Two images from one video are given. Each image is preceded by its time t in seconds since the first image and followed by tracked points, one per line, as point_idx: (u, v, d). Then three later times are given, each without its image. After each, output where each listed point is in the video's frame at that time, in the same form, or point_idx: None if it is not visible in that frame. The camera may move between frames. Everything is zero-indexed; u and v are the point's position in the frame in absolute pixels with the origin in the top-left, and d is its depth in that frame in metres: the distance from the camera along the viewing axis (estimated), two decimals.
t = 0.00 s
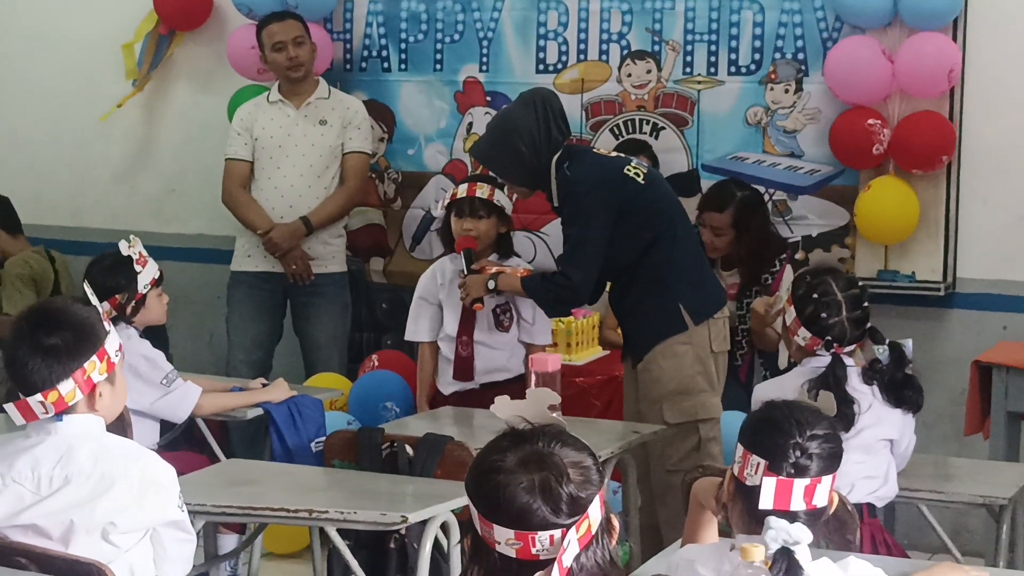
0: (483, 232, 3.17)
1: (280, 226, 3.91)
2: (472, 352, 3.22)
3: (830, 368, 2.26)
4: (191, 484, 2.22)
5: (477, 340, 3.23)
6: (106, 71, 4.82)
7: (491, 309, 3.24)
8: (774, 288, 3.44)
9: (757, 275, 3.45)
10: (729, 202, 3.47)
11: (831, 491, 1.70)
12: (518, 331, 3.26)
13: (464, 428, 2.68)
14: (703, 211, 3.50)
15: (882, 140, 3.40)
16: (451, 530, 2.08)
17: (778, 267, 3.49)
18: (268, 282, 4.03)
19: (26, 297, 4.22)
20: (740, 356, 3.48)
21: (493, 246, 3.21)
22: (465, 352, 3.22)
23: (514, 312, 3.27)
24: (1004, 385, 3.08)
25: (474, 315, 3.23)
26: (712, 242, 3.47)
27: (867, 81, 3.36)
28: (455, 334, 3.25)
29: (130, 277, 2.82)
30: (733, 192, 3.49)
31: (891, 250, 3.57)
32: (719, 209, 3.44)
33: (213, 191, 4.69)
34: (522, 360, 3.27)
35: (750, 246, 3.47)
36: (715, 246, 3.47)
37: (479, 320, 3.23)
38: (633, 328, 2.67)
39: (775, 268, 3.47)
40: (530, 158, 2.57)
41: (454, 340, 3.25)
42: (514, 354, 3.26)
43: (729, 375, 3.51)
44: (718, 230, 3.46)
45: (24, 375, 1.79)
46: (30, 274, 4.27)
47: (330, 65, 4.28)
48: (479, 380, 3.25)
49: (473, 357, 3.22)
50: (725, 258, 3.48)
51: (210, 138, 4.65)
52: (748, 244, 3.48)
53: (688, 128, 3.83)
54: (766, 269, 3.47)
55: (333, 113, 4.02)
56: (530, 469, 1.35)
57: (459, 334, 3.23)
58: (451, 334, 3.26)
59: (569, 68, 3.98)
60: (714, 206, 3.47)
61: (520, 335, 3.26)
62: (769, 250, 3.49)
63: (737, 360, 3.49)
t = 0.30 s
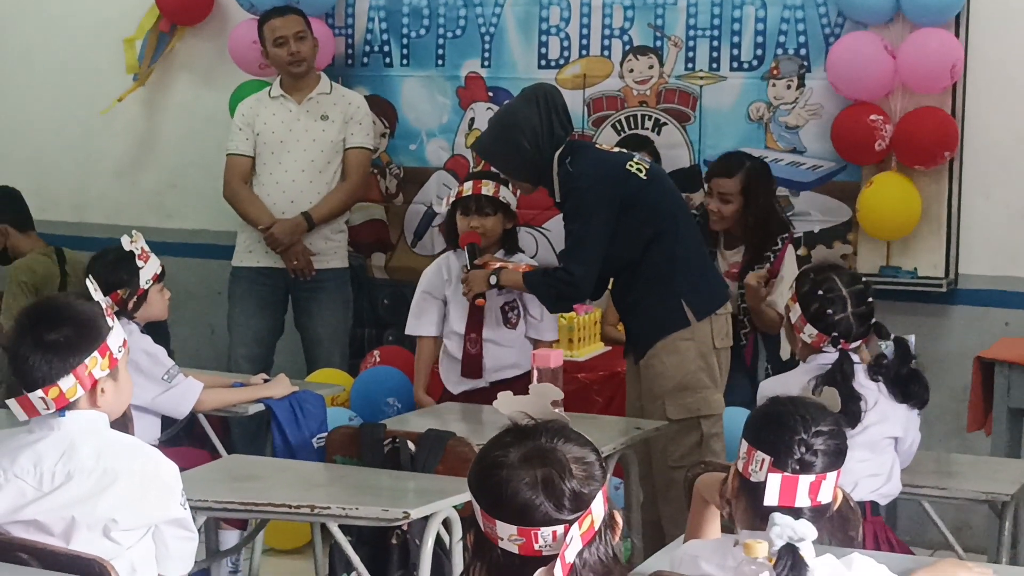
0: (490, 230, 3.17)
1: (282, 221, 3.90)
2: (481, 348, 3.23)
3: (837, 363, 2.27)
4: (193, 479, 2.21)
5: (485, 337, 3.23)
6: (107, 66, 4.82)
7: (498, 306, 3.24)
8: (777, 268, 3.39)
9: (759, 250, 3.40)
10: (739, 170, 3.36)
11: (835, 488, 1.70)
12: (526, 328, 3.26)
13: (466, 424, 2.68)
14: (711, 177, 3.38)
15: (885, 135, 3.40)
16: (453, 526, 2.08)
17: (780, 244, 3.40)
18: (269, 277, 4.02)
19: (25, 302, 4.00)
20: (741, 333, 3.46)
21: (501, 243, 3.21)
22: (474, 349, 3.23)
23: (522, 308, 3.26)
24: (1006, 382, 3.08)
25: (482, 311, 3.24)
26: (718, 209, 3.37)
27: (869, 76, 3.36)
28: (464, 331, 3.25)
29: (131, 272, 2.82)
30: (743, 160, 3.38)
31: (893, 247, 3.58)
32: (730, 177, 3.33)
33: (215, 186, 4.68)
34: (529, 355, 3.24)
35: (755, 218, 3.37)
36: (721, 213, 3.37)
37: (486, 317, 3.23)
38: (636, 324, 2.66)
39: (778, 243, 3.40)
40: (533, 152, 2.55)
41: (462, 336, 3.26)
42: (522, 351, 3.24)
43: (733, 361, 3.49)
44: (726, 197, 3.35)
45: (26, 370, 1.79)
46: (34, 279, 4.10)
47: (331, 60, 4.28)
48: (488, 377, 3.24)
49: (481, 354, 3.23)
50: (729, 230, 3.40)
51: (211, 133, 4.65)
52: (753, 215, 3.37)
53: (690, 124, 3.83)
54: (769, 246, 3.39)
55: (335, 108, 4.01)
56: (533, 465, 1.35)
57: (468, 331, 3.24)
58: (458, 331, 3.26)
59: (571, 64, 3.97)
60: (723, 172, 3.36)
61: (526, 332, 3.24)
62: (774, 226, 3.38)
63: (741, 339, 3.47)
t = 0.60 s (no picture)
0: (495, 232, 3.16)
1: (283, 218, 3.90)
2: (486, 346, 3.23)
3: (844, 364, 2.25)
4: (195, 476, 2.21)
5: (491, 335, 3.23)
6: (110, 63, 4.82)
7: (504, 304, 3.24)
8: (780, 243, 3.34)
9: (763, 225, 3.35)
10: (736, 143, 3.33)
11: (836, 486, 1.70)
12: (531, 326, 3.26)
13: (467, 421, 2.68)
14: (711, 155, 3.36)
15: (887, 134, 3.39)
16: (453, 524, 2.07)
17: (784, 218, 3.35)
18: (271, 275, 4.02)
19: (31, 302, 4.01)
20: (739, 309, 3.40)
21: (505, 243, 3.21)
22: (480, 347, 3.23)
23: (527, 305, 3.26)
24: (1009, 381, 3.08)
25: (488, 310, 3.24)
26: (721, 184, 3.33)
27: (872, 75, 3.35)
28: (470, 329, 3.25)
29: (133, 269, 2.82)
30: (739, 134, 3.35)
31: (896, 245, 3.56)
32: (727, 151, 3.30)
33: (217, 183, 4.68)
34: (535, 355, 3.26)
35: (757, 193, 3.34)
36: (725, 189, 3.33)
37: (492, 315, 3.23)
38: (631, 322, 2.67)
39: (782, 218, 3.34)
40: (545, 132, 2.57)
41: (467, 334, 3.26)
42: (527, 349, 3.25)
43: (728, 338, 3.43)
44: (728, 172, 3.32)
45: (32, 369, 1.78)
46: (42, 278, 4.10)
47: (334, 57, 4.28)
48: (493, 376, 3.25)
49: (487, 352, 3.23)
50: (733, 203, 3.36)
51: (214, 130, 4.65)
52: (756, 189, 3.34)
53: (693, 122, 3.82)
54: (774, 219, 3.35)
55: (338, 106, 4.02)
56: (533, 462, 1.35)
57: (474, 329, 3.24)
58: (464, 330, 3.26)
59: (573, 62, 3.97)
60: (722, 148, 3.33)
61: (532, 331, 3.25)
62: (778, 199, 3.35)
63: (737, 315, 3.41)
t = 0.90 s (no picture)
0: (498, 227, 3.16)
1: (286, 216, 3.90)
2: (485, 343, 3.24)
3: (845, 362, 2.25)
4: (198, 474, 2.21)
5: (490, 333, 3.24)
6: (112, 61, 4.82)
7: (504, 301, 3.24)
8: (784, 241, 3.31)
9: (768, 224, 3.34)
10: (738, 144, 3.32)
11: (838, 484, 1.70)
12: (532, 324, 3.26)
13: (470, 419, 2.68)
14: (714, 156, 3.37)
15: (889, 133, 3.39)
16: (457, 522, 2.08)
17: (789, 216, 3.32)
18: (273, 273, 4.03)
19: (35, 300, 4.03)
20: (748, 306, 3.40)
21: (508, 241, 3.23)
22: (479, 344, 3.25)
23: (529, 302, 3.26)
24: (1011, 379, 3.08)
25: (487, 307, 3.24)
26: (724, 185, 3.35)
27: (874, 73, 3.35)
28: (469, 326, 3.26)
29: (134, 267, 2.83)
30: (741, 134, 3.33)
31: (898, 243, 3.57)
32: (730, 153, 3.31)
33: (219, 181, 4.68)
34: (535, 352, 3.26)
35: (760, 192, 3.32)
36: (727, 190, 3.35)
37: (491, 312, 3.24)
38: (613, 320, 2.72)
39: (787, 216, 3.32)
40: (597, 85, 2.56)
41: (467, 331, 3.27)
42: (527, 347, 3.25)
43: (738, 332, 3.43)
44: (731, 174, 3.32)
45: (38, 366, 1.78)
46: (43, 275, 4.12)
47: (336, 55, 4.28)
48: (491, 373, 3.26)
49: (485, 349, 3.24)
50: (737, 201, 3.36)
51: (216, 127, 4.65)
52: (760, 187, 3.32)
53: (694, 119, 3.82)
54: (779, 216, 3.33)
55: (340, 104, 4.02)
56: (538, 459, 1.35)
57: (473, 326, 3.25)
58: (463, 327, 3.27)
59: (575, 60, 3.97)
60: (724, 151, 3.34)
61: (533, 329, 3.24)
62: (782, 198, 3.32)
63: (746, 312, 3.41)
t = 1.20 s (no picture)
0: (501, 223, 3.18)
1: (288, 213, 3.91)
2: (487, 341, 3.24)
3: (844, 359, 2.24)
4: (200, 470, 2.22)
5: (492, 330, 3.24)
6: (115, 57, 4.83)
7: (507, 299, 3.24)
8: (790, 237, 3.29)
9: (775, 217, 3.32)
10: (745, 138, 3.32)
11: (837, 480, 1.70)
12: (533, 322, 3.26)
13: (472, 415, 2.69)
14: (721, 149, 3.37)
15: (892, 130, 3.39)
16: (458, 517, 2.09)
17: (796, 210, 3.31)
18: (276, 270, 4.03)
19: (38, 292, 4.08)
20: (756, 300, 3.41)
21: (511, 239, 3.25)
22: (481, 342, 3.24)
23: (531, 300, 3.27)
24: (1013, 376, 3.08)
25: (489, 304, 3.24)
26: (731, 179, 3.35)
27: (876, 71, 3.35)
28: (471, 323, 3.26)
29: (134, 263, 2.83)
30: (749, 126, 3.33)
31: (900, 241, 3.57)
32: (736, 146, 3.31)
33: (222, 177, 4.69)
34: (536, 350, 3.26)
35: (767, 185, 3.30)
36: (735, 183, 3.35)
37: (493, 310, 3.24)
38: (622, 314, 2.72)
39: (795, 209, 3.31)
40: (621, 74, 2.58)
41: (468, 328, 3.26)
42: (528, 345, 3.25)
43: (744, 325, 3.42)
44: (738, 166, 3.33)
45: (43, 359, 1.79)
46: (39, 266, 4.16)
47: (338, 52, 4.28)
48: (493, 371, 3.25)
49: (487, 347, 3.24)
50: (743, 195, 3.37)
51: (218, 124, 4.65)
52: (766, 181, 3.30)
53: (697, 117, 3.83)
54: (786, 210, 3.31)
55: (342, 100, 4.02)
56: (539, 454, 1.35)
57: (475, 324, 3.24)
58: (465, 324, 3.27)
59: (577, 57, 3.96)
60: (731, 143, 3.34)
61: (534, 326, 3.25)
62: (790, 188, 3.30)
63: (753, 306, 3.41)
